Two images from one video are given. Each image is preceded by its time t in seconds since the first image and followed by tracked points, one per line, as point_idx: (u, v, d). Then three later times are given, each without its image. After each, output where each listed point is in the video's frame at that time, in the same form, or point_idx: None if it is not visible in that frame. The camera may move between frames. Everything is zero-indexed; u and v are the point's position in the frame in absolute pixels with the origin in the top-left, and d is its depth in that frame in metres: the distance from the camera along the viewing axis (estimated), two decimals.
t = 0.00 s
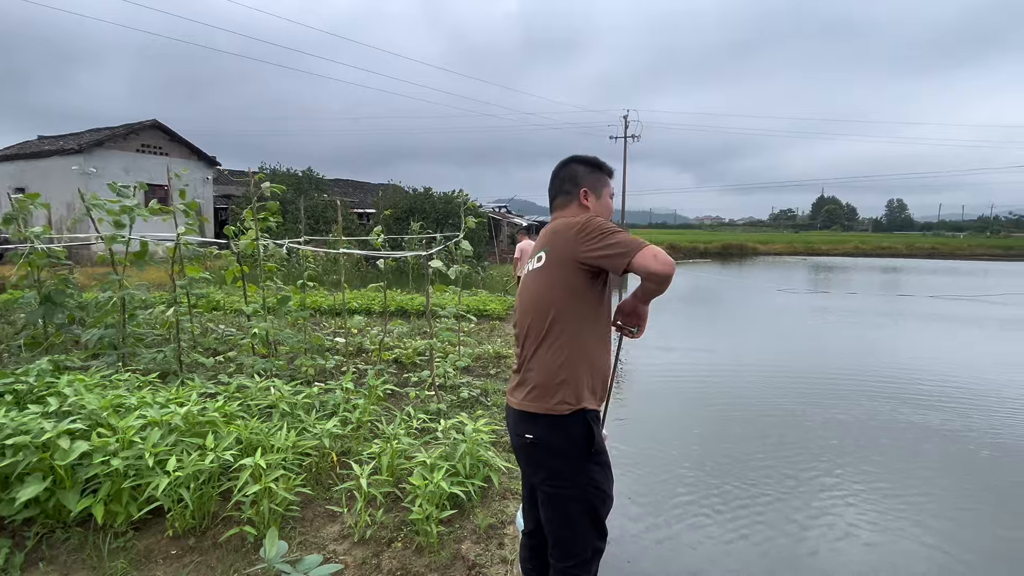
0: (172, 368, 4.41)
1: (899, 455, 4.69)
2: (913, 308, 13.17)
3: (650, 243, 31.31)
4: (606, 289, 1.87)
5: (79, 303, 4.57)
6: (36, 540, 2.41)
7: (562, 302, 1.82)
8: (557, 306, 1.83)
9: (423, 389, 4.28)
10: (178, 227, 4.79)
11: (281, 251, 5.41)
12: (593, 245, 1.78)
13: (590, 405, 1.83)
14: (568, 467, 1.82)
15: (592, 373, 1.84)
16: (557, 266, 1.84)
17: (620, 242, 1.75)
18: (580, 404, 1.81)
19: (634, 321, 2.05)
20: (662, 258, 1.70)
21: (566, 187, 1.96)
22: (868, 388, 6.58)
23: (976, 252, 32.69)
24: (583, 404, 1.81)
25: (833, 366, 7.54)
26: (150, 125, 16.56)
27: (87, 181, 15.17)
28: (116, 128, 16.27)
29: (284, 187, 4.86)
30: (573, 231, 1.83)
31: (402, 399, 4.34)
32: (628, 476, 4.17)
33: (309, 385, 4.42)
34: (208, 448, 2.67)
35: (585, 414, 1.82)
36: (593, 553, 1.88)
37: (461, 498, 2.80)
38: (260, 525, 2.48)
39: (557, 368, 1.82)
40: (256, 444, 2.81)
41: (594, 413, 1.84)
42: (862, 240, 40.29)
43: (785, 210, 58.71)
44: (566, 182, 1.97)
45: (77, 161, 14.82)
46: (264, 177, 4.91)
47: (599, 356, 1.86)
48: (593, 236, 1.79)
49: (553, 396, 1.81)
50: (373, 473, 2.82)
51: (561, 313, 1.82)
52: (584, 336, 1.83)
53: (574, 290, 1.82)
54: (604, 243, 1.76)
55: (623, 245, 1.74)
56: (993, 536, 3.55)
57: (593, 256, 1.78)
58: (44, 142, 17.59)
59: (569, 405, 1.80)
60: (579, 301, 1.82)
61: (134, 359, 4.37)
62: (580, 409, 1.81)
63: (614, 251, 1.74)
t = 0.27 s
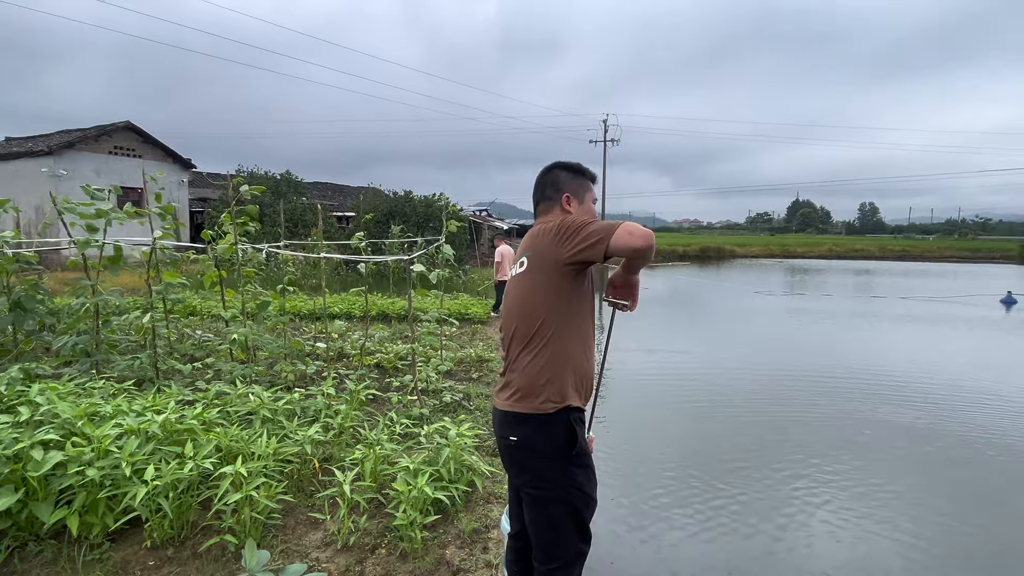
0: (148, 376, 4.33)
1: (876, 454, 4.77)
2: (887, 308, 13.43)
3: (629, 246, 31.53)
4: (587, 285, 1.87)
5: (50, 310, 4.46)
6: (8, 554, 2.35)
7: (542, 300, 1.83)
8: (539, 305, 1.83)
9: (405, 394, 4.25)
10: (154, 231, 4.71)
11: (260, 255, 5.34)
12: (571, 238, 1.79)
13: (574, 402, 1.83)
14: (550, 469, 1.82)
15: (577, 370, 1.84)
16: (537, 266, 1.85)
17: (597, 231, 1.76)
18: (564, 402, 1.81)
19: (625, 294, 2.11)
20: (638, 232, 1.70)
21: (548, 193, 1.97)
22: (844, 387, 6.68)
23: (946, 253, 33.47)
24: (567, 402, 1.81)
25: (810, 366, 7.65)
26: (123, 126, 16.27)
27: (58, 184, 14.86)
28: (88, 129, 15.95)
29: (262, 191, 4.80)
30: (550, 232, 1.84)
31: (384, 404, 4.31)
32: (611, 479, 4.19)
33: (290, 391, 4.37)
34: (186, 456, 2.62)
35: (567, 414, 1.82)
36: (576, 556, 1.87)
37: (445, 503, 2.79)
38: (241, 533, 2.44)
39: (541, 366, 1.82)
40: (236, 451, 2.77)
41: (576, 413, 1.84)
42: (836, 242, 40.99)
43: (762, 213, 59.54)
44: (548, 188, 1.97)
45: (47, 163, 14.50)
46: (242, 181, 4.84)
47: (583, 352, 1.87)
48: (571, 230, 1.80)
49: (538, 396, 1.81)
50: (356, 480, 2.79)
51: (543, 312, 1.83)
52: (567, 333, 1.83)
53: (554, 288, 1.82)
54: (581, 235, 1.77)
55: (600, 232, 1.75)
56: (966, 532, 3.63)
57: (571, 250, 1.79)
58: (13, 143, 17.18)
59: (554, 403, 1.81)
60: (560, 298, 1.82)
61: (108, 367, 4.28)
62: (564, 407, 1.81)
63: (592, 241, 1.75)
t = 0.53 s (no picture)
0: (133, 381, 4.27)
1: (864, 454, 4.80)
2: (873, 310, 13.55)
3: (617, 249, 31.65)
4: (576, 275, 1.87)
5: (33, 315, 4.40)
6: None
7: (531, 296, 1.83)
8: (529, 301, 1.83)
9: (395, 398, 4.23)
10: (139, 234, 4.65)
11: (247, 258, 5.29)
12: (555, 229, 1.78)
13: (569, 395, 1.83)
14: (545, 468, 1.81)
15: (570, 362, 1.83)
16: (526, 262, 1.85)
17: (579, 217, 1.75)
18: (559, 396, 1.80)
19: (614, 266, 2.12)
20: (614, 210, 1.69)
21: (536, 195, 1.97)
22: (832, 388, 6.72)
23: (929, 255, 33.91)
24: (563, 396, 1.81)
25: (797, 366, 7.70)
26: (107, 129, 16.10)
27: (40, 187, 14.67)
28: (71, 132, 15.77)
29: (249, 194, 4.75)
30: (533, 229, 1.85)
31: (374, 408, 4.28)
32: (602, 481, 4.18)
33: (278, 396, 4.33)
34: (173, 462, 2.58)
35: (561, 411, 1.81)
36: (571, 556, 1.86)
37: (437, 507, 2.77)
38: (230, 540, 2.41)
39: (535, 362, 1.82)
40: (224, 457, 2.73)
41: (570, 409, 1.84)
42: (821, 245, 41.37)
43: (748, 216, 60.07)
44: (535, 190, 1.97)
45: (29, 167, 14.32)
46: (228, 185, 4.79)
47: (574, 344, 1.87)
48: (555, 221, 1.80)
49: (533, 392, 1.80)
50: (346, 484, 2.76)
51: (533, 307, 1.82)
52: (557, 325, 1.83)
53: (542, 282, 1.82)
54: (563, 224, 1.76)
55: (581, 218, 1.74)
56: (954, 531, 3.65)
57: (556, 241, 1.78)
58: None
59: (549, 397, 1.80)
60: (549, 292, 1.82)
61: (93, 373, 4.22)
62: (559, 401, 1.80)
63: (574, 229, 1.74)
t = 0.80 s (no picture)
0: (125, 386, 4.23)
1: (858, 454, 4.80)
2: (865, 312, 13.61)
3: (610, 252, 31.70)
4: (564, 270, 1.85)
5: (23, 319, 4.35)
6: None
7: (519, 292, 1.82)
8: (517, 297, 1.83)
9: (390, 401, 4.20)
10: (131, 239, 4.62)
11: (240, 262, 5.25)
12: (536, 223, 1.78)
13: (562, 390, 1.80)
14: (538, 470, 1.79)
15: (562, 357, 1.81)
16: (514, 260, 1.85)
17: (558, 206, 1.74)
18: (551, 391, 1.78)
19: (606, 240, 2.05)
20: (584, 192, 1.66)
21: (527, 198, 1.95)
22: (826, 388, 6.74)
23: (920, 258, 34.13)
24: (556, 390, 1.78)
25: (791, 368, 7.71)
26: (98, 132, 16.01)
27: (30, 191, 14.58)
28: (62, 135, 15.68)
29: (242, 197, 4.72)
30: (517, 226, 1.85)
31: (368, 411, 4.25)
32: (598, 483, 4.17)
33: (271, 401, 4.30)
34: (165, 467, 2.56)
35: (554, 410, 1.79)
36: (567, 557, 1.85)
37: (432, 511, 2.75)
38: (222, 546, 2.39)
39: (525, 357, 1.80)
40: (217, 462, 2.71)
41: (563, 407, 1.81)
42: (814, 247, 41.54)
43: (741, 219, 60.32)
44: (525, 193, 1.96)
45: (19, 170, 14.22)
46: (221, 188, 4.76)
47: (566, 338, 1.85)
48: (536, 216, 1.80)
49: (524, 387, 1.79)
50: (341, 489, 2.74)
51: (520, 303, 1.82)
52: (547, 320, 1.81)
53: (529, 278, 1.81)
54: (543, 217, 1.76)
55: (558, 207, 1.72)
56: (948, 531, 3.65)
57: (538, 234, 1.78)
58: None
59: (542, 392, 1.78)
60: (536, 287, 1.81)
61: (84, 378, 4.18)
62: (552, 395, 1.78)
63: (553, 220, 1.73)
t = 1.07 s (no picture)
0: (119, 393, 4.19)
1: (858, 458, 4.77)
2: (863, 316, 13.60)
3: (608, 257, 31.71)
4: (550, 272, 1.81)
5: (16, 325, 4.31)
6: None
7: (503, 297, 1.79)
8: (502, 302, 1.80)
9: (386, 407, 4.16)
10: (126, 244, 4.59)
11: (236, 267, 5.21)
12: (516, 225, 1.75)
13: (550, 395, 1.76)
14: (526, 479, 1.75)
15: (549, 361, 1.77)
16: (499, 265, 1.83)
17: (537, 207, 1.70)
18: (539, 396, 1.74)
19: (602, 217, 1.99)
20: (557, 191, 1.61)
21: (516, 205, 1.92)
22: (825, 392, 6.71)
23: (917, 262, 34.19)
24: (544, 394, 1.75)
25: (790, 372, 7.68)
26: (95, 137, 15.98)
27: (26, 196, 14.52)
28: (59, 140, 15.64)
29: (238, 202, 4.69)
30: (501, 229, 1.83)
31: (365, 418, 4.21)
32: (597, 488, 4.13)
33: (267, 407, 4.25)
34: (157, 476, 2.52)
35: (541, 417, 1.75)
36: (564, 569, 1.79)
37: (429, 521, 2.71)
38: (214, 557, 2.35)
39: (511, 363, 1.78)
40: (210, 471, 2.67)
41: (552, 414, 1.77)
42: (812, 251, 41.58)
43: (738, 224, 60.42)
44: (515, 199, 1.93)
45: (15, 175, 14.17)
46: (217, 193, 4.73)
47: (554, 343, 1.81)
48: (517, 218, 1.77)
49: (511, 393, 1.76)
50: (336, 498, 2.70)
51: (504, 308, 1.79)
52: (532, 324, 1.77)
53: (512, 282, 1.78)
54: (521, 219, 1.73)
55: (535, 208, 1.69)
56: (950, 536, 3.62)
57: (518, 237, 1.75)
58: None
59: (529, 398, 1.75)
60: (519, 291, 1.77)
61: (78, 385, 4.13)
62: (540, 400, 1.75)
63: (532, 221, 1.70)
